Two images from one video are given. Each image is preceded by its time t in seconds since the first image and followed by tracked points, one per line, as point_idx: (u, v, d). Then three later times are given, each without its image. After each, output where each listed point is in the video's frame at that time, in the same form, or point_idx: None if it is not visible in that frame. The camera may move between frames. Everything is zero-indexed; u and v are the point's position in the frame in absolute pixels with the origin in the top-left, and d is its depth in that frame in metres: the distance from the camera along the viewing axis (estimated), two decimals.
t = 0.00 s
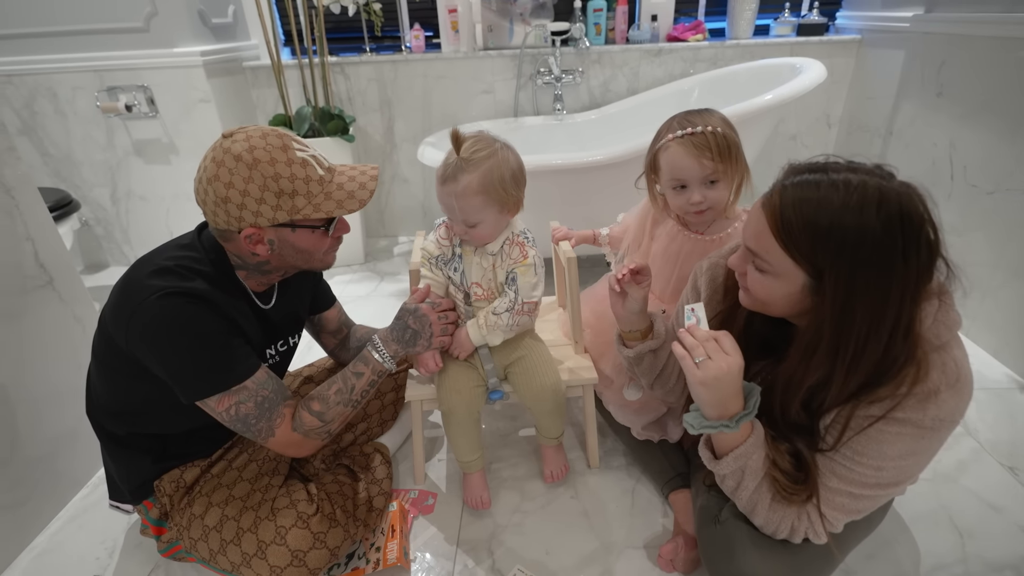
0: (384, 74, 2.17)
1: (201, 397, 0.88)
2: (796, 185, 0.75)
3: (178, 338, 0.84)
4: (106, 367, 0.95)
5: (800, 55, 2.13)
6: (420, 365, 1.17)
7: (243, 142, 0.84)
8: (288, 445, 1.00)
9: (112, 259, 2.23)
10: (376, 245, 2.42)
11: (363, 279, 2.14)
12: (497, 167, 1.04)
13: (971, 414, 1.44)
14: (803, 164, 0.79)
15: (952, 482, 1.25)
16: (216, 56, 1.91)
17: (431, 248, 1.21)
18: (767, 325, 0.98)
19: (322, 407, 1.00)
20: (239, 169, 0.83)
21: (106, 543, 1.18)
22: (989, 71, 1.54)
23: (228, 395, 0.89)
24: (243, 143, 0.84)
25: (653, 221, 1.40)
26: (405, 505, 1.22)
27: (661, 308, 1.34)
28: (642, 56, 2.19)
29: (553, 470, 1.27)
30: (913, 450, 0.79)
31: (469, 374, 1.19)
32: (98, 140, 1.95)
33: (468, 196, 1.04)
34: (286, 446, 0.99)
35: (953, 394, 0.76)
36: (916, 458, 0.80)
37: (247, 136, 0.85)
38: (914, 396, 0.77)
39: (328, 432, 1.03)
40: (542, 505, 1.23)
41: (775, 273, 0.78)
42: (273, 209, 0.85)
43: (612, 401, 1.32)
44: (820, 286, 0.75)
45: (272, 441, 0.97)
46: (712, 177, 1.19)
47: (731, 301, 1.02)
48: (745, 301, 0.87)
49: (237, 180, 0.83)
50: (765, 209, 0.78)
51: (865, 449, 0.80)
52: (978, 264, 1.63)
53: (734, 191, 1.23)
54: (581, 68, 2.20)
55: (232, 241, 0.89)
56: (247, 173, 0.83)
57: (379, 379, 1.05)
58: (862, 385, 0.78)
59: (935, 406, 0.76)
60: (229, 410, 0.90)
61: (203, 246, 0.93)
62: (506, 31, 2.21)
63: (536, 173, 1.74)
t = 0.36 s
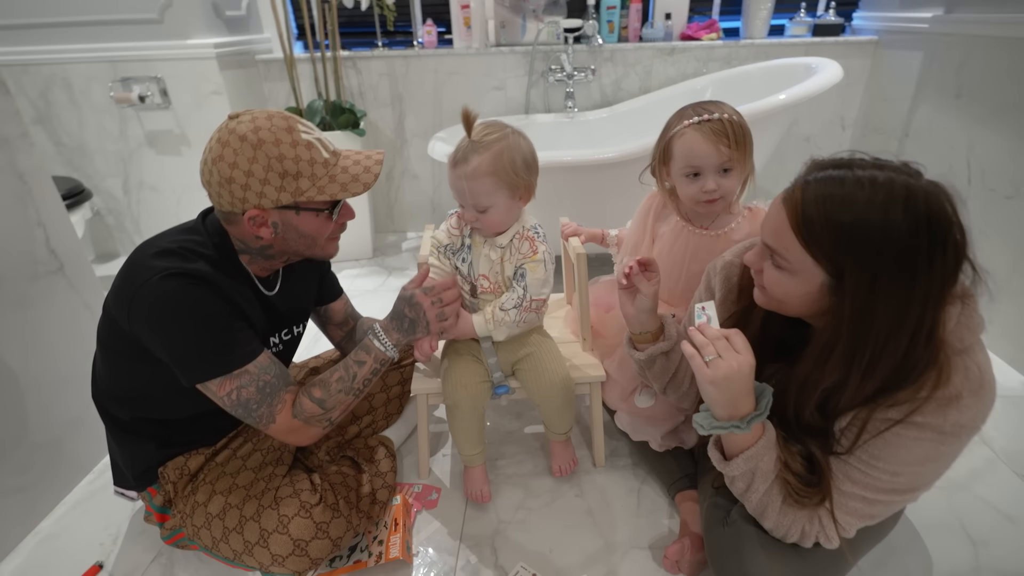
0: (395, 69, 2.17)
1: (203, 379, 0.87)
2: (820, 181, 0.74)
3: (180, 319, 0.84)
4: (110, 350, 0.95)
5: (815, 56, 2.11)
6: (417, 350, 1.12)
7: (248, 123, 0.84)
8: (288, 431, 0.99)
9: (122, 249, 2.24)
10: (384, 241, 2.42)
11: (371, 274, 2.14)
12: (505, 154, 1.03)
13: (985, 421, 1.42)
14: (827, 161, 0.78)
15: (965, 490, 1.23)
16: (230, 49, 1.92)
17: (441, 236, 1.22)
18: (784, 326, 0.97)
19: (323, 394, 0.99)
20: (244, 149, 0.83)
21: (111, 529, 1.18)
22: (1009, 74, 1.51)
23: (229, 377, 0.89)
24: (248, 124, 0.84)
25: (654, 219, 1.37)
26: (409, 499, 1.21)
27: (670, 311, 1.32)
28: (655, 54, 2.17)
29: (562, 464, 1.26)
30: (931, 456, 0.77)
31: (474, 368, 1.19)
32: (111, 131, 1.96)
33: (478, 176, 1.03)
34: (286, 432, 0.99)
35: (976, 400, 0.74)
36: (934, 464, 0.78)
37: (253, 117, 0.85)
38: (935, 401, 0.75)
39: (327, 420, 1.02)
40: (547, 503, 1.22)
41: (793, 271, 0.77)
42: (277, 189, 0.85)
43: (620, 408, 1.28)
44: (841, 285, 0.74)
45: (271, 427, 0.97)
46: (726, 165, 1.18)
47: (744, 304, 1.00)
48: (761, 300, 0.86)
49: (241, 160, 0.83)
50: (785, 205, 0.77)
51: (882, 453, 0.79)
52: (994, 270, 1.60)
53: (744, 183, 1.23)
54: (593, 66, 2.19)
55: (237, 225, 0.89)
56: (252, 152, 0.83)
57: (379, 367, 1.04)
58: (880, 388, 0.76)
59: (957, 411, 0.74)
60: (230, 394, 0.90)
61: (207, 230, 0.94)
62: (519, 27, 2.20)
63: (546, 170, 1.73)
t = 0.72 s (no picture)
0: (411, 68, 2.19)
1: (220, 345, 0.88)
2: (845, 173, 0.71)
3: (184, 287, 0.85)
4: (122, 335, 0.96)
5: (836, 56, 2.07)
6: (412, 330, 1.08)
7: (259, 103, 0.86)
8: (319, 390, 0.98)
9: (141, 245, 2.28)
10: (397, 239, 2.43)
11: (384, 271, 2.15)
12: (514, 145, 1.03)
13: (1011, 430, 1.37)
14: (849, 152, 0.75)
15: (988, 499, 1.18)
16: (248, 47, 1.94)
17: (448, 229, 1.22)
18: (802, 324, 0.94)
19: (348, 347, 1.02)
20: (253, 126, 0.84)
21: (121, 518, 1.19)
22: None
23: (246, 342, 0.89)
24: (259, 103, 0.86)
25: (662, 218, 1.35)
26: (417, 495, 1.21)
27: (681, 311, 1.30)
28: (672, 54, 2.16)
29: (573, 463, 1.24)
30: (954, 457, 0.74)
31: (482, 363, 1.18)
32: (132, 128, 2.00)
33: (486, 170, 1.03)
34: (316, 393, 0.98)
35: (1003, 400, 0.71)
36: (957, 467, 0.75)
37: (263, 97, 0.86)
38: (960, 400, 0.72)
39: (359, 376, 1.03)
40: (555, 502, 1.20)
41: (815, 266, 0.75)
42: (283, 168, 0.86)
43: (631, 408, 1.26)
44: (866, 280, 0.71)
45: (301, 388, 0.96)
46: (732, 160, 1.16)
47: (761, 301, 0.98)
48: (779, 297, 0.84)
49: (250, 138, 0.84)
50: (807, 198, 0.74)
51: (904, 455, 0.75)
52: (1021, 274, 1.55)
53: (751, 176, 1.21)
54: (609, 65, 2.18)
55: (243, 205, 0.90)
56: (261, 130, 0.84)
57: (406, 316, 1.06)
58: (905, 386, 0.74)
59: (983, 412, 0.71)
60: (250, 359, 0.90)
61: (211, 211, 0.97)
62: (534, 27, 2.20)
63: (560, 168, 1.72)
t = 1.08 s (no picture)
0: (414, 71, 2.19)
1: (210, 363, 0.88)
2: (843, 171, 0.71)
3: (190, 300, 0.86)
4: (128, 340, 0.97)
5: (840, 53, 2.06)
6: (416, 338, 1.07)
7: (270, 111, 0.86)
8: (291, 422, 0.99)
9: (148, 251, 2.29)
10: (402, 243, 2.43)
11: (389, 275, 2.15)
12: (520, 146, 1.03)
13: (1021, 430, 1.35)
14: (848, 150, 0.75)
15: (998, 500, 1.17)
16: (252, 54, 1.96)
17: (454, 233, 1.21)
18: (803, 324, 0.94)
19: (325, 382, 1.00)
20: (263, 134, 0.85)
21: (129, 523, 1.20)
22: None
23: (233, 363, 0.89)
24: (269, 111, 0.86)
25: (671, 222, 1.34)
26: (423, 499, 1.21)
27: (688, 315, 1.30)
28: (675, 54, 2.15)
29: (576, 470, 1.23)
30: (961, 460, 0.73)
31: (486, 365, 1.18)
32: (139, 135, 2.01)
33: (491, 169, 1.03)
34: (290, 423, 0.99)
35: (1008, 401, 0.71)
36: (964, 469, 0.74)
37: (274, 105, 0.87)
38: (965, 401, 0.71)
39: (332, 412, 1.03)
40: (560, 505, 1.20)
41: (814, 264, 0.74)
42: (292, 176, 0.87)
43: (638, 411, 1.25)
44: (865, 279, 0.71)
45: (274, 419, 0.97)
46: (741, 161, 1.15)
47: (761, 304, 0.97)
48: (779, 297, 0.83)
49: (260, 145, 0.85)
50: (807, 195, 0.74)
51: (908, 457, 0.75)
52: None
53: (762, 179, 1.20)
54: (612, 66, 2.18)
55: (250, 210, 0.90)
56: (271, 138, 0.85)
57: (385, 356, 1.04)
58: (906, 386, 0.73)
59: (987, 413, 0.71)
60: (235, 378, 0.90)
61: (219, 219, 0.97)
62: (537, 29, 2.20)
63: (564, 170, 1.72)
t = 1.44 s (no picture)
0: (415, 73, 2.20)
1: (209, 358, 0.88)
2: (864, 148, 0.69)
3: (191, 296, 0.86)
4: (127, 338, 0.97)
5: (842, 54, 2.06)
6: (413, 337, 1.07)
7: (267, 109, 0.86)
8: (293, 419, 0.99)
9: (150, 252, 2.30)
10: (403, 244, 2.43)
11: (389, 276, 2.15)
12: (518, 146, 1.03)
13: None
14: (857, 134, 0.73)
15: (1002, 502, 1.16)
16: (254, 56, 1.97)
17: (453, 233, 1.19)
18: (809, 324, 0.92)
19: (327, 378, 1.01)
20: (260, 132, 0.85)
21: (128, 523, 1.20)
22: None
23: (235, 358, 0.89)
24: (266, 109, 0.86)
25: (672, 223, 1.33)
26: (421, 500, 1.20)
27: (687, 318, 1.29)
28: (676, 55, 2.16)
29: (573, 474, 1.21)
30: (967, 463, 0.72)
31: (484, 366, 1.18)
32: (141, 137, 2.02)
33: (491, 169, 1.02)
34: (293, 419, 0.99)
35: (1015, 402, 0.69)
36: (969, 472, 0.73)
37: (271, 103, 0.87)
38: (971, 403, 0.70)
39: (334, 408, 1.03)
40: (560, 506, 1.20)
41: (834, 240, 0.70)
42: (289, 174, 0.87)
43: (638, 412, 1.25)
44: (890, 256, 0.68)
45: (278, 415, 0.97)
46: (743, 163, 1.14)
47: (759, 303, 0.95)
48: (789, 284, 0.79)
49: (257, 143, 0.85)
50: (828, 172, 0.71)
51: (916, 462, 0.74)
52: None
53: (765, 183, 1.19)
54: (612, 67, 2.18)
55: (247, 207, 0.91)
56: (268, 136, 0.85)
57: (385, 353, 1.05)
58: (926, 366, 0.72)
59: (994, 415, 0.70)
60: (235, 375, 0.91)
61: (218, 216, 0.97)
62: (538, 30, 2.20)
63: (563, 171, 1.72)
